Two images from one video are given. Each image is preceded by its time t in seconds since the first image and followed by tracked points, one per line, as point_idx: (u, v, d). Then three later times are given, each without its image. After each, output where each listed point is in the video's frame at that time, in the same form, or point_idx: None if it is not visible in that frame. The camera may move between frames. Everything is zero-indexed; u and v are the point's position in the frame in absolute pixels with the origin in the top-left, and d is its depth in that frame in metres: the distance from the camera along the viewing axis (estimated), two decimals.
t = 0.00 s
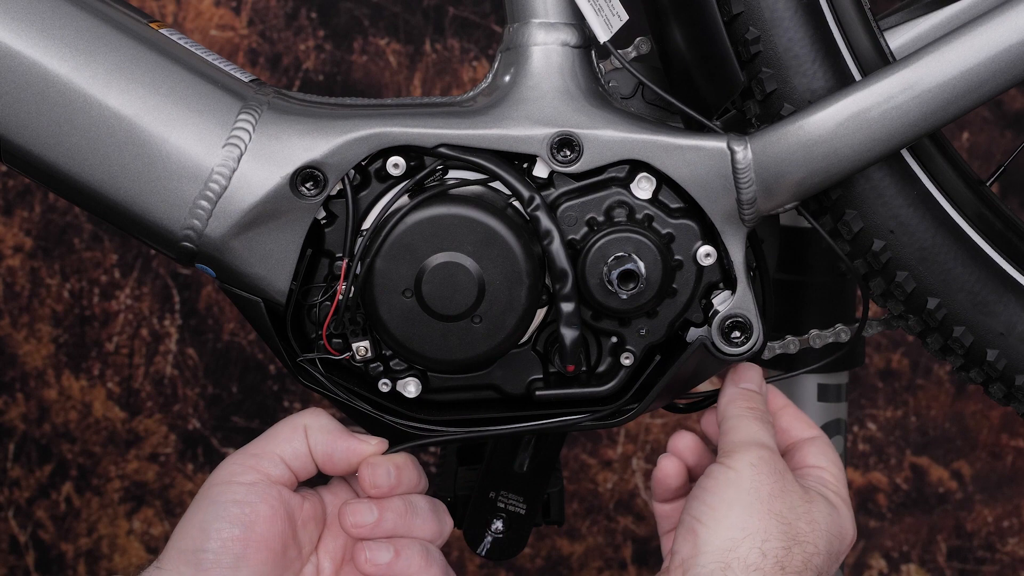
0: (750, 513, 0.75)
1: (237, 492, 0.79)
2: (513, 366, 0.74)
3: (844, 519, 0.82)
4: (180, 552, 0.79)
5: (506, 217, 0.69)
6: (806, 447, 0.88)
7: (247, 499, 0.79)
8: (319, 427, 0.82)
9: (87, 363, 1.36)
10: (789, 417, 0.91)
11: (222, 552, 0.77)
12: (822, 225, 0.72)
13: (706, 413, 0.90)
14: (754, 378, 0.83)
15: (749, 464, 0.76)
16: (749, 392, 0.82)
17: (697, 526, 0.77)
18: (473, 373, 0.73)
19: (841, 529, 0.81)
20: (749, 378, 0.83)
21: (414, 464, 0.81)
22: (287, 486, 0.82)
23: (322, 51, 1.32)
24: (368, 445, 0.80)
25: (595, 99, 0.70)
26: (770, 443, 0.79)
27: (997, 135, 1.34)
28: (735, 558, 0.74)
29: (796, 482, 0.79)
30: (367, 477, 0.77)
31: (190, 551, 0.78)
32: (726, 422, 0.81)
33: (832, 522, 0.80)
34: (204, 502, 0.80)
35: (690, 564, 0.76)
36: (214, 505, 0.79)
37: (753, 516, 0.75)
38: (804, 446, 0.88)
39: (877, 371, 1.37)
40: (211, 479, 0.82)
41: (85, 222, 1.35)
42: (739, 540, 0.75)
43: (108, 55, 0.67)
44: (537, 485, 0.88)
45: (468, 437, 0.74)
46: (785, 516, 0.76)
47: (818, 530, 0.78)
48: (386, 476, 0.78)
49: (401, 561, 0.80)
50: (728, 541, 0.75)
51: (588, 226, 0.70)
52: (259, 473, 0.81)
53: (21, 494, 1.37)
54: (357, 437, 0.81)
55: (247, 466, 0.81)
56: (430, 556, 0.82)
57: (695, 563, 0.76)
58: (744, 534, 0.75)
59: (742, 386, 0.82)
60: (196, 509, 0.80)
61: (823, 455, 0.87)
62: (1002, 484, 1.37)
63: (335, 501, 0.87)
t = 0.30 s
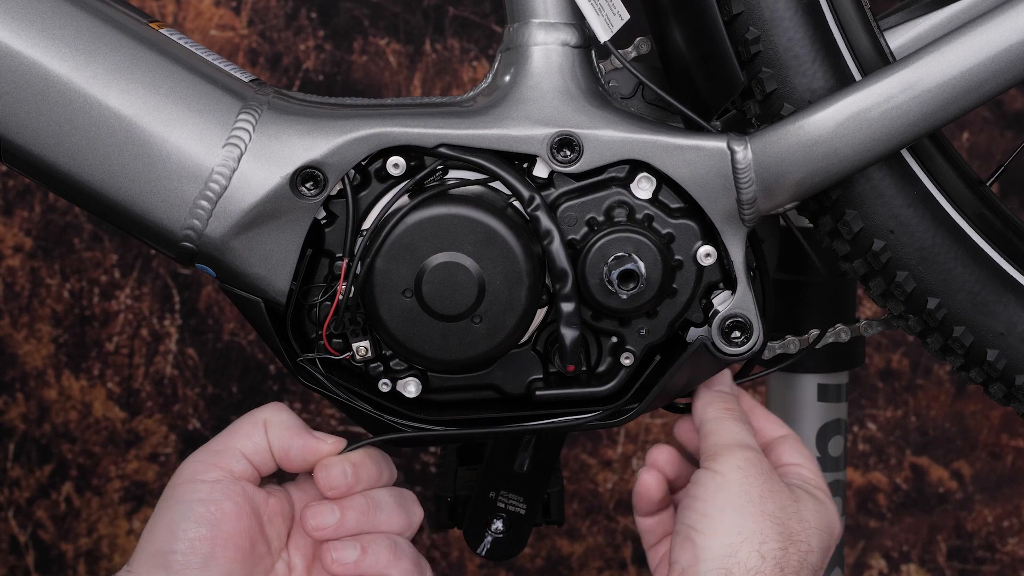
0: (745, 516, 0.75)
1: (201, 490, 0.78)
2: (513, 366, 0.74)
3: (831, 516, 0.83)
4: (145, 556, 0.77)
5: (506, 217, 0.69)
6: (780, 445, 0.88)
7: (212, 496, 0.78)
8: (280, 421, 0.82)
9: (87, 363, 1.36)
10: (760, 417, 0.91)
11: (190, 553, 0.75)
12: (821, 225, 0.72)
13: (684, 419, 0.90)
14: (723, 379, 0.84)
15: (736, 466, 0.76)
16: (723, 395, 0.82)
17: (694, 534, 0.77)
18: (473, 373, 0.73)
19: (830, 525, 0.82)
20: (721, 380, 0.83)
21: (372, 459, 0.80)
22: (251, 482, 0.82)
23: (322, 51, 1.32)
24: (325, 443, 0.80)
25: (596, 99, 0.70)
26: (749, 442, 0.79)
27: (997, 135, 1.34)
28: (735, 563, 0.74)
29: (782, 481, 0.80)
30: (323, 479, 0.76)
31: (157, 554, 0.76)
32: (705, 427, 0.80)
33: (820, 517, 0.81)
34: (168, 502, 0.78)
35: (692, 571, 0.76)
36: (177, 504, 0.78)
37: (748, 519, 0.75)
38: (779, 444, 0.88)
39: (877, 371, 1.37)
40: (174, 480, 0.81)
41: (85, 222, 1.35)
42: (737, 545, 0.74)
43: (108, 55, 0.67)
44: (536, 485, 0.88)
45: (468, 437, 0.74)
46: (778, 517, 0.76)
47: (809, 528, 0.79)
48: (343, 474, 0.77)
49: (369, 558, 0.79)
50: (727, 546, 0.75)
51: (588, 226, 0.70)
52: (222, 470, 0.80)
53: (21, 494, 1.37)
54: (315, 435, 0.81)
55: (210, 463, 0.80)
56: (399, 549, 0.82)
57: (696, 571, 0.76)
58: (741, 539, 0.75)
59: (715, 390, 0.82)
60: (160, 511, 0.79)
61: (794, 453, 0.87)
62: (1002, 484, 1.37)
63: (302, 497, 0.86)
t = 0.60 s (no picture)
0: (741, 506, 0.75)
1: (176, 501, 0.78)
2: (513, 367, 0.74)
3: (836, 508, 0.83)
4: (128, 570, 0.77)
5: (506, 217, 0.69)
6: (782, 438, 0.88)
7: (187, 506, 0.78)
8: (249, 427, 0.82)
9: (87, 363, 1.36)
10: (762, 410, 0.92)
11: (173, 564, 0.76)
12: (821, 225, 0.72)
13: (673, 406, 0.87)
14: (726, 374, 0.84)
15: (733, 458, 0.76)
16: (720, 389, 0.82)
17: (691, 525, 0.77)
18: (473, 373, 0.73)
19: (831, 516, 0.82)
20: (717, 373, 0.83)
21: (342, 464, 0.80)
22: (226, 489, 0.82)
23: (322, 51, 1.32)
24: (295, 451, 0.80)
25: (595, 99, 0.70)
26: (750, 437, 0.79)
27: (997, 135, 1.34)
28: (732, 553, 0.74)
29: (781, 471, 0.80)
30: (294, 490, 0.76)
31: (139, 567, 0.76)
32: (701, 422, 0.81)
33: (821, 506, 0.81)
34: (146, 514, 0.79)
35: (689, 564, 0.76)
36: (155, 515, 0.78)
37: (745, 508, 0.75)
38: (783, 436, 0.89)
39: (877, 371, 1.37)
40: (149, 492, 0.81)
41: (85, 222, 1.35)
42: (735, 534, 0.75)
43: (108, 55, 0.67)
44: (536, 486, 0.88)
45: (468, 437, 0.74)
46: (776, 507, 0.76)
47: (810, 517, 0.78)
48: (312, 484, 0.76)
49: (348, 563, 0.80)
50: (723, 536, 0.75)
51: (588, 226, 0.70)
52: (196, 479, 0.80)
53: (21, 494, 1.37)
54: (284, 443, 0.81)
55: (182, 473, 0.80)
56: (379, 551, 0.82)
57: (694, 562, 0.76)
58: (739, 528, 0.75)
59: (711, 384, 0.82)
60: (139, 523, 0.79)
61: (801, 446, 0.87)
62: (1002, 484, 1.37)
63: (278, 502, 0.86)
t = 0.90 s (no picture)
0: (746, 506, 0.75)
1: (152, 517, 0.78)
2: (513, 367, 0.74)
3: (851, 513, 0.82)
4: None
5: (506, 217, 0.69)
6: (809, 442, 0.87)
7: (163, 520, 0.78)
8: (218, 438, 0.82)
9: (87, 363, 1.36)
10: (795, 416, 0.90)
11: None
12: (821, 225, 0.72)
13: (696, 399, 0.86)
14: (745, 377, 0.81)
15: (741, 461, 0.76)
16: (740, 393, 0.81)
17: (696, 523, 0.78)
18: (473, 373, 0.73)
19: (846, 519, 0.81)
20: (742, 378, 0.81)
21: (310, 475, 0.80)
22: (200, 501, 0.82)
23: (322, 51, 1.32)
24: (262, 463, 0.82)
25: (595, 99, 0.70)
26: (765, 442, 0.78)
27: (997, 135, 1.34)
28: (734, 551, 0.75)
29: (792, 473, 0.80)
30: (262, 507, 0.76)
31: None
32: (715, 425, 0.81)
33: (833, 510, 0.80)
34: (122, 534, 0.78)
35: (692, 561, 0.77)
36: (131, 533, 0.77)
37: (751, 509, 0.75)
38: (806, 441, 0.87)
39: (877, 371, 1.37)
40: (123, 512, 0.80)
41: (85, 222, 1.35)
42: (738, 534, 0.75)
43: (108, 55, 0.67)
44: (536, 486, 0.88)
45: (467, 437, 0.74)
46: (782, 508, 0.76)
47: (818, 520, 0.78)
48: (279, 496, 0.77)
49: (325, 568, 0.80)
50: (726, 535, 0.75)
51: (588, 226, 0.70)
52: (170, 494, 0.80)
53: (21, 494, 1.37)
54: (251, 455, 0.82)
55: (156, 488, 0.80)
56: (354, 555, 0.82)
57: (697, 560, 0.76)
58: (742, 527, 0.75)
59: (732, 387, 0.81)
60: (116, 543, 0.78)
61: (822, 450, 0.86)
62: (1002, 484, 1.37)
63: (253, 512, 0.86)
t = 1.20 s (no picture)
0: (735, 505, 0.75)
1: (133, 506, 0.77)
2: (513, 367, 0.74)
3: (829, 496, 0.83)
4: None
5: (506, 217, 0.69)
6: (780, 435, 0.87)
7: (144, 508, 0.77)
8: (194, 423, 0.82)
9: (87, 363, 1.36)
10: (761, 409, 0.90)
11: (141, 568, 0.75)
12: (821, 225, 0.72)
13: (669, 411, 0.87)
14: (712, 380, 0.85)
15: (725, 458, 0.77)
16: (710, 393, 0.82)
17: (687, 528, 0.77)
18: (473, 373, 0.73)
19: (829, 509, 0.81)
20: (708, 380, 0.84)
21: (289, 455, 0.80)
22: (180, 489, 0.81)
23: (322, 51, 1.32)
24: (241, 446, 0.80)
25: (595, 98, 0.70)
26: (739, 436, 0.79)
27: (997, 135, 1.34)
28: (730, 552, 0.74)
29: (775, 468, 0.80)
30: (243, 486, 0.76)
31: None
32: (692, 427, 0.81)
33: (817, 500, 0.80)
34: (104, 525, 0.77)
35: (687, 565, 0.76)
36: (113, 523, 0.77)
37: (741, 507, 0.75)
38: (778, 435, 0.88)
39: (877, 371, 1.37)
40: (103, 503, 0.79)
41: (85, 222, 1.35)
42: (731, 534, 0.75)
43: (109, 55, 0.67)
44: (536, 486, 0.88)
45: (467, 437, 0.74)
46: (771, 504, 0.76)
47: (805, 513, 0.78)
48: (260, 476, 0.76)
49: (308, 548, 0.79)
50: (720, 536, 0.75)
51: (588, 226, 0.70)
52: (150, 483, 0.79)
53: (21, 494, 1.37)
54: (229, 439, 0.81)
55: (135, 477, 0.79)
56: (336, 534, 0.82)
57: (692, 564, 0.76)
58: (735, 527, 0.75)
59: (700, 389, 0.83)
60: (98, 532, 0.77)
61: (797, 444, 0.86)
62: (1002, 484, 1.37)
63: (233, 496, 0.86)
